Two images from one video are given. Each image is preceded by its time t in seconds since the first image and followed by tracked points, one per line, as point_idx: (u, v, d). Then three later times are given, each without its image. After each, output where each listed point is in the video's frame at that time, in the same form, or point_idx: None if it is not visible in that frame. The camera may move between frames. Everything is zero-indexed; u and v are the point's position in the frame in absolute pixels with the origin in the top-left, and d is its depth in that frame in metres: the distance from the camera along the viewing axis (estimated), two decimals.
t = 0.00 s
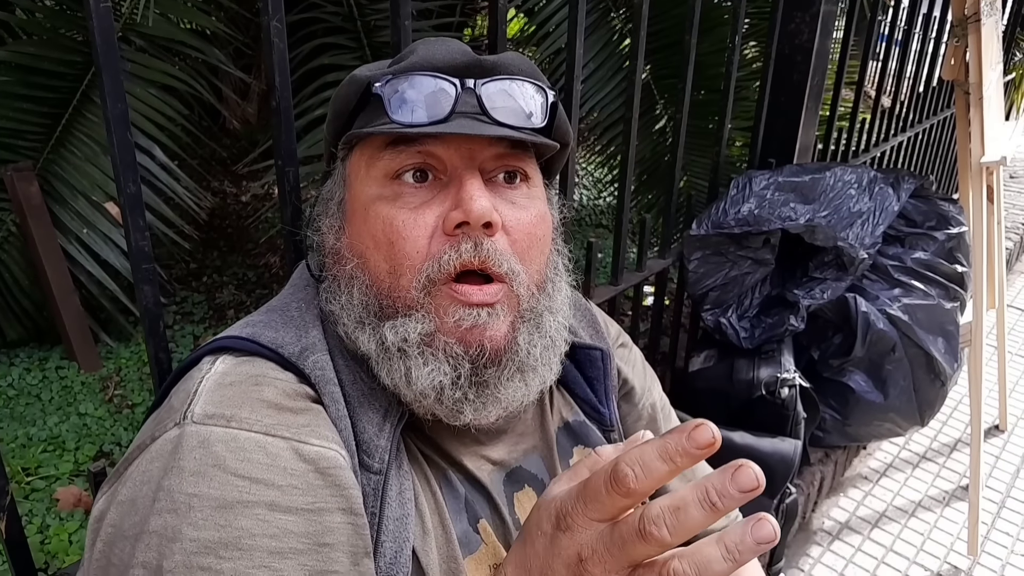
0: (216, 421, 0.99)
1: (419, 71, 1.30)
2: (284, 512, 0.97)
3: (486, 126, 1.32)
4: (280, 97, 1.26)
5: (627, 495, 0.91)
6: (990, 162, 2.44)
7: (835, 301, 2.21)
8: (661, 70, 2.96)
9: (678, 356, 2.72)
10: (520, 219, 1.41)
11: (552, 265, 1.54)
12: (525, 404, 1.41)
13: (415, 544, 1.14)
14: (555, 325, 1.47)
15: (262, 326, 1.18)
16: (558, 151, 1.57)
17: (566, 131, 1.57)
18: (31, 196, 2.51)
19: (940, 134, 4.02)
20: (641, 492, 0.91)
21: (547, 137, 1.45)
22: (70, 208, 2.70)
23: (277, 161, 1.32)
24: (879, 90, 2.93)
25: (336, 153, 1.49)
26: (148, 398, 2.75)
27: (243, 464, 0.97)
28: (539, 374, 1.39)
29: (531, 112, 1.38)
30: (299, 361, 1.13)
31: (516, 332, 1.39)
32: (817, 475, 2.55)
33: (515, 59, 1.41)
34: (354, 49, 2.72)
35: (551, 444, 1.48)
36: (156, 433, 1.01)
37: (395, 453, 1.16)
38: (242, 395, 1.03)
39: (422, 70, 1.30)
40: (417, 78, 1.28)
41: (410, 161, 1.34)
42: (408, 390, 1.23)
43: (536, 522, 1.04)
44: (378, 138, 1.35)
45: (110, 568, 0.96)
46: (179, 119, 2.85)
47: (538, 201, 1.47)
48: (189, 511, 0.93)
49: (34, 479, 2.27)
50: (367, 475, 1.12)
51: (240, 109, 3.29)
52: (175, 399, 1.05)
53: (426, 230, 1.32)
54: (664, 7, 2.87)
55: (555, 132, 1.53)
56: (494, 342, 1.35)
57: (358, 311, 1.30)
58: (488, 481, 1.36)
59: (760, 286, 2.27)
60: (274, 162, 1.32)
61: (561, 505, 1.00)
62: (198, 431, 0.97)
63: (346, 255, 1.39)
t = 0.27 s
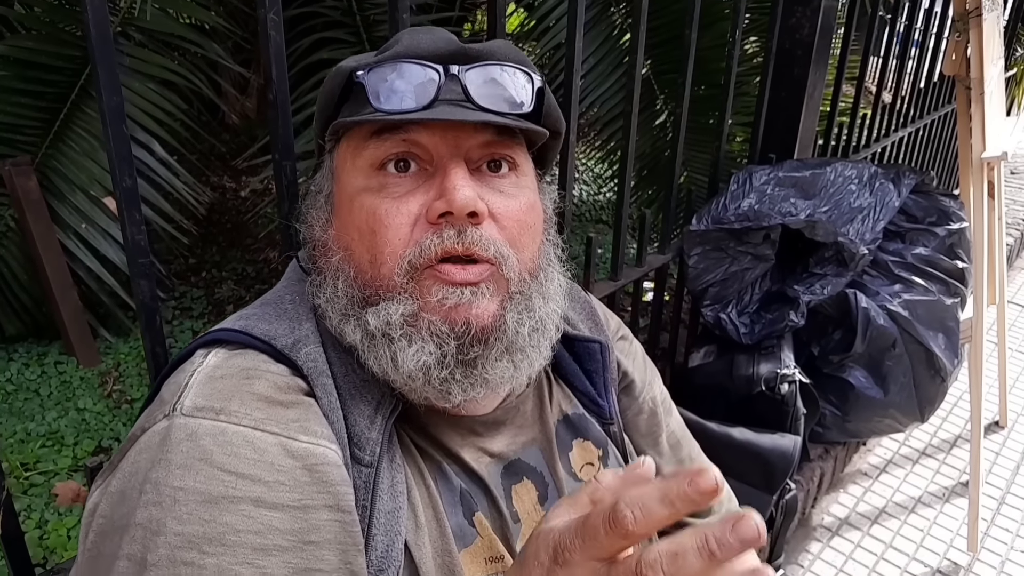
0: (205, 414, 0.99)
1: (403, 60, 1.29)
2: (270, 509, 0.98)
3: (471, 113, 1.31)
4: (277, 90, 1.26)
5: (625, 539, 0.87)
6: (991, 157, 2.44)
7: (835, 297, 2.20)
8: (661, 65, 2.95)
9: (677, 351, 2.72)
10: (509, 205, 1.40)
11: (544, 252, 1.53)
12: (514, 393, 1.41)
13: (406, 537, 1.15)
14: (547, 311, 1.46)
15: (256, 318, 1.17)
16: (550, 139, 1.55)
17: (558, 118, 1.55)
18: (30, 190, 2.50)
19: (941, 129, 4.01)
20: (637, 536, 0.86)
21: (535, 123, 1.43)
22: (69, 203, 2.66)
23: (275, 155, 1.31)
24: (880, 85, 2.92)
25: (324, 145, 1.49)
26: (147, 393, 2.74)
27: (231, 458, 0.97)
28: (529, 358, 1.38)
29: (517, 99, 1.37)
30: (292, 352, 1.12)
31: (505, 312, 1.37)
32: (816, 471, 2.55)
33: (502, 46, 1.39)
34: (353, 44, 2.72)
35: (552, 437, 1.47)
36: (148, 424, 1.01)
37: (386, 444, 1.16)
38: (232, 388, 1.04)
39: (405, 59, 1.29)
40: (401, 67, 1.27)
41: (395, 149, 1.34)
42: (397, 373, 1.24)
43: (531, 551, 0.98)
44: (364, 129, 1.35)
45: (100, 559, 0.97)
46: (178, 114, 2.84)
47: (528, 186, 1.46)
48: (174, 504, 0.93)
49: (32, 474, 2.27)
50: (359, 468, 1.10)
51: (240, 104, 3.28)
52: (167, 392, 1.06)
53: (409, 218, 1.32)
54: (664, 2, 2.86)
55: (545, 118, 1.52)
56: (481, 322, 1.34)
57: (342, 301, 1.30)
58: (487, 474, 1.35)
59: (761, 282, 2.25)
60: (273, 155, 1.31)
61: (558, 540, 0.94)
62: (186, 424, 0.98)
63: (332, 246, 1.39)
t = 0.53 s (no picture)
0: (184, 413, 0.99)
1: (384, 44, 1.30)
2: (246, 510, 0.96)
3: (452, 93, 1.30)
4: (274, 83, 1.25)
5: None
6: (991, 152, 2.43)
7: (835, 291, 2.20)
8: (661, 60, 2.94)
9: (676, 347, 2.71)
10: (494, 193, 1.40)
11: (532, 240, 1.53)
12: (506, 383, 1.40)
13: (389, 535, 1.15)
14: (535, 300, 1.45)
15: (242, 314, 1.18)
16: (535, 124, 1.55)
17: (543, 103, 1.55)
18: (28, 185, 2.48)
19: (940, 125, 4.01)
20: None
21: (521, 107, 1.43)
22: (68, 199, 2.65)
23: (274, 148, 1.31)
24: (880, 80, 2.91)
25: (312, 133, 1.49)
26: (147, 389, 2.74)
27: (208, 459, 0.96)
28: (517, 351, 1.37)
29: (501, 79, 1.36)
30: (275, 350, 1.12)
31: (491, 304, 1.37)
32: (816, 466, 2.55)
33: (484, 30, 1.39)
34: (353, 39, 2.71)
35: (546, 429, 1.47)
36: (131, 421, 1.02)
37: (367, 441, 1.15)
38: (213, 387, 1.03)
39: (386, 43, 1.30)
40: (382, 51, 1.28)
41: (379, 136, 1.34)
42: (381, 365, 1.23)
43: None
44: (349, 115, 1.36)
45: (81, 556, 0.96)
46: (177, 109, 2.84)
47: (513, 173, 1.45)
48: (151, 503, 0.93)
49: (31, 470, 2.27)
50: (339, 466, 1.10)
51: (239, 100, 3.28)
52: (152, 389, 1.06)
53: (394, 205, 1.32)
54: None
55: (530, 104, 1.51)
56: (467, 314, 1.33)
57: (330, 290, 1.30)
58: (476, 470, 1.35)
59: (760, 277, 2.26)
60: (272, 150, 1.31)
61: None
62: (166, 423, 0.97)
63: (320, 236, 1.39)
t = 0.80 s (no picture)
0: (184, 417, 0.99)
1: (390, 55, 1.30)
2: (248, 511, 0.98)
3: (455, 109, 1.31)
4: (274, 87, 1.25)
5: (623, 555, 0.85)
6: (990, 156, 2.44)
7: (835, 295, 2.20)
8: (660, 65, 2.95)
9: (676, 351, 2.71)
10: (496, 205, 1.40)
11: (535, 253, 1.53)
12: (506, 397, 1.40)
13: (389, 539, 1.15)
14: (535, 318, 1.46)
15: (240, 318, 1.17)
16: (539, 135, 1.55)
17: (548, 112, 1.55)
18: (30, 190, 2.49)
19: (939, 129, 4.02)
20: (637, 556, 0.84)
21: (526, 120, 1.44)
22: (69, 203, 2.64)
23: (273, 151, 1.32)
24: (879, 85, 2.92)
25: (315, 139, 1.49)
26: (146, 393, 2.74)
27: (209, 462, 0.97)
28: (518, 369, 1.38)
29: (508, 93, 1.37)
30: (274, 355, 1.12)
31: (491, 327, 1.38)
32: (815, 470, 2.55)
33: (490, 41, 1.39)
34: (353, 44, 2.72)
35: (542, 437, 1.47)
36: (130, 427, 1.01)
37: (367, 448, 1.15)
38: (211, 391, 1.03)
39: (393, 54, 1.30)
40: (390, 63, 1.28)
41: (381, 145, 1.34)
42: (378, 381, 1.22)
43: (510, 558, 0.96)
44: (350, 125, 1.36)
45: (80, 561, 0.96)
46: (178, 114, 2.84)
47: (517, 185, 1.45)
48: (152, 507, 0.92)
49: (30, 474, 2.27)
50: (339, 471, 1.10)
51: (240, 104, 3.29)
52: (149, 394, 1.06)
53: (396, 216, 1.32)
54: (663, 3, 2.86)
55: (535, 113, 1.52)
56: (467, 338, 1.35)
57: (330, 301, 1.30)
58: (474, 475, 1.35)
59: (759, 281, 2.26)
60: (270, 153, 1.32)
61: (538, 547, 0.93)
62: (166, 427, 0.97)
63: (321, 244, 1.39)
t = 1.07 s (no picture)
0: (184, 418, 0.99)
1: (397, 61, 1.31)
2: (248, 510, 0.98)
3: (461, 116, 1.31)
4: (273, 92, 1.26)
5: (572, 511, 0.81)
6: (989, 163, 2.45)
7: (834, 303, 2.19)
8: (659, 74, 2.96)
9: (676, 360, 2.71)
10: (500, 210, 1.41)
11: (537, 258, 1.54)
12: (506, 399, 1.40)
13: (390, 542, 1.15)
14: (537, 320, 1.46)
15: (241, 322, 1.18)
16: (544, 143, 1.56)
17: (553, 123, 1.56)
18: (29, 200, 2.48)
19: (938, 138, 4.03)
20: (586, 507, 0.80)
21: (530, 130, 1.45)
22: (69, 211, 2.65)
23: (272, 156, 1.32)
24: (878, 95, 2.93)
25: (320, 143, 1.50)
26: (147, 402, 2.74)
27: (210, 462, 0.97)
28: (516, 366, 1.37)
29: (513, 102, 1.38)
30: (274, 358, 1.12)
31: (493, 319, 1.38)
32: (816, 479, 2.54)
33: (497, 50, 1.41)
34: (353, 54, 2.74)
35: (542, 442, 1.47)
36: (129, 429, 1.01)
37: (368, 450, 1.15)
38: (212, 392, 1.04)
39: (400, 59, 1.31)
40: (397, 68, 1.28)
41: (385, 150, 1.35)
42: (383, 378, 1.23)
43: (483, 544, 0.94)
44: (355, 130, 1.37)
45: (80, 564, 0.95)
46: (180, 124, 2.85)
47: (520, 192, 1.46)
48: (152, 507, 0.92)
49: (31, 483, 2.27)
50: (339, 473, 1.10)
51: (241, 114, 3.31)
52: (149, 396, 1.06)
53: (398, 218, 1.33)
54: (663, 13, 2.87)
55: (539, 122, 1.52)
56: (469, 327, 1.34)
57: (332, 302, 1.31)
58: (474, 480, 1.35)
59: (759, 289, 2.27)
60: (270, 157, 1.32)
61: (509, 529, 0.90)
62: (167, 429, 0.97)
63: (325, 248, 1.40)
